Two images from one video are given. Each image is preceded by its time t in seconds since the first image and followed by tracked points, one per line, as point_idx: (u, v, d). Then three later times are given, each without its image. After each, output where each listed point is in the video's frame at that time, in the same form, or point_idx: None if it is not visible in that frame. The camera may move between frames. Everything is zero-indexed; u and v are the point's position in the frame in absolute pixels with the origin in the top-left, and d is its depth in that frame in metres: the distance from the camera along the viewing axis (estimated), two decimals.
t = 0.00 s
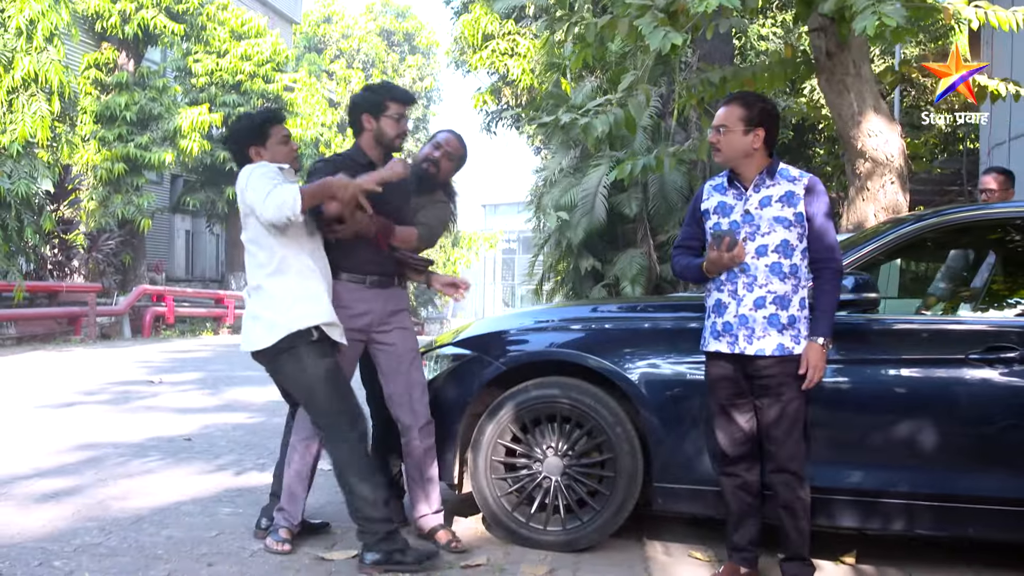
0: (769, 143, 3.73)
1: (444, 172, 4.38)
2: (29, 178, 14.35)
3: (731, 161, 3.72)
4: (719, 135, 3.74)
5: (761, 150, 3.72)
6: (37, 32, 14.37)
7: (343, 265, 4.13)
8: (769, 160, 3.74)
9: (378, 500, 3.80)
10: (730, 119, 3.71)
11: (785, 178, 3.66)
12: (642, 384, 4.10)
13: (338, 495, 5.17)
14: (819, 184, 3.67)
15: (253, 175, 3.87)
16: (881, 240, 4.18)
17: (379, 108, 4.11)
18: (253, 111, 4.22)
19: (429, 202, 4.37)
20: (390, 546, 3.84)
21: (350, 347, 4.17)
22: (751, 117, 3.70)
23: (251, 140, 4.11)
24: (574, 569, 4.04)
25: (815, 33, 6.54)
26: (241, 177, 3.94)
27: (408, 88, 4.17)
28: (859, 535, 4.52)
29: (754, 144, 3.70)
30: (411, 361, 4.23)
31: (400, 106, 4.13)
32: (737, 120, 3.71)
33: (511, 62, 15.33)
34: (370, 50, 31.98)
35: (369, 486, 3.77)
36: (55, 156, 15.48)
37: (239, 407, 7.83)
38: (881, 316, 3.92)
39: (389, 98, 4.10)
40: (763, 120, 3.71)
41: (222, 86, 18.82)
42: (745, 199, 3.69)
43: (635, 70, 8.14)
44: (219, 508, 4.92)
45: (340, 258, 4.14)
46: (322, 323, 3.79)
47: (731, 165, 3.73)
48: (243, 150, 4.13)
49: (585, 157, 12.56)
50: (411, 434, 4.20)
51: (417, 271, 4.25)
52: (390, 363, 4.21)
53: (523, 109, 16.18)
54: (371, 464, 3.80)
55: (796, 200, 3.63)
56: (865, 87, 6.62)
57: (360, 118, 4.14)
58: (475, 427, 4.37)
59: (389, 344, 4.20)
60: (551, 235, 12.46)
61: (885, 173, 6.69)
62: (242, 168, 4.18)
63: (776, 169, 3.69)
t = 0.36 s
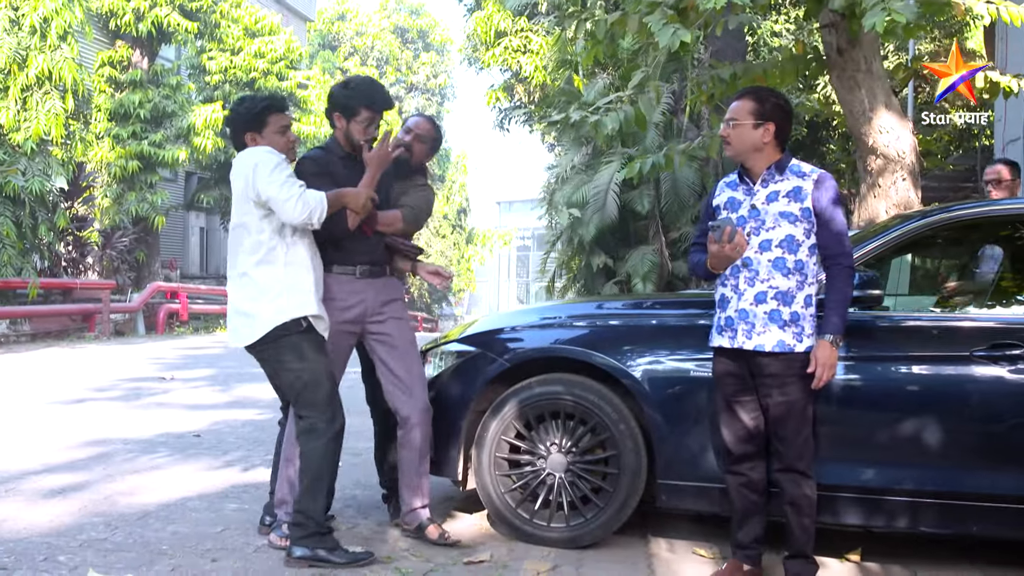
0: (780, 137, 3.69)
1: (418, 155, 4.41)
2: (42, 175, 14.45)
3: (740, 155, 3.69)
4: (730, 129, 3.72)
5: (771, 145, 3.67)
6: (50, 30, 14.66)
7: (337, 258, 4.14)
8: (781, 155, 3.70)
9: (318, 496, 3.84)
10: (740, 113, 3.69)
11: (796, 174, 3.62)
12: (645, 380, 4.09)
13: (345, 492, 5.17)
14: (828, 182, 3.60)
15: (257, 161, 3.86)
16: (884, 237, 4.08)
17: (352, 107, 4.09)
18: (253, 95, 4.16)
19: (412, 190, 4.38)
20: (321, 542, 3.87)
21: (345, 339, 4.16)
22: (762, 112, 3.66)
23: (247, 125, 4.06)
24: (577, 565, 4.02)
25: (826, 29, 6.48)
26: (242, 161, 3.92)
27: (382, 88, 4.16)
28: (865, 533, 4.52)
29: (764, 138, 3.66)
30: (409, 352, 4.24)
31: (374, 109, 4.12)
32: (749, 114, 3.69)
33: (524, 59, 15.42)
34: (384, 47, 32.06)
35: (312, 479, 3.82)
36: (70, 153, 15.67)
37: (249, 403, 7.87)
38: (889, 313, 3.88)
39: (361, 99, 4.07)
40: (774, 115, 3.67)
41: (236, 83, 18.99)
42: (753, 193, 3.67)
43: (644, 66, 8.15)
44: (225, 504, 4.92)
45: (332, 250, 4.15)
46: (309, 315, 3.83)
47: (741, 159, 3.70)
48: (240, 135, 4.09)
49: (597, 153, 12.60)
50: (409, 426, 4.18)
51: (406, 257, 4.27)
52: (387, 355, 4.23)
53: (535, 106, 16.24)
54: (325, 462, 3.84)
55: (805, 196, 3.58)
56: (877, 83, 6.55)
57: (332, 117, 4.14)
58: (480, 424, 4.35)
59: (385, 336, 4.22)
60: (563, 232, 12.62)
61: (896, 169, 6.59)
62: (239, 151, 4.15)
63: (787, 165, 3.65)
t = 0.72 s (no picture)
0: (792, 135, 3.64)
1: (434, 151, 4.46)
2: (54, 174, 14.47)
3: (752, 153, 3.64)
4: (742, 126, 3.67)
5: (784, 141, 3.62)
6: (62, 29, 14.94)
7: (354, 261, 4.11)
8: (794, 152, 3.64)
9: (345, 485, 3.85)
10: (753, 110, 3.63)
11: (808, 172, 3.57)
12: (648, 378, 4.07)
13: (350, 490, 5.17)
14: (843, 181, 3.55)
15: (268, 169, 3.87)
16: (892, 235, 4.03)
17: (379, 114, 4.04)
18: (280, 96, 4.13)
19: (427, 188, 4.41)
20: (339, 525, 3.87)
21: (361, 342, 4.14)
22: (775, 109, 3.61)
23: (267, 130, 4.03)
24: (580, 563, 4.00)
25: (835, 27, 6.40)
26: (256, 168, 3.93)
27: (416, 100, 4.09)
28: (872, 532, 4.50)
29: (776, 136, 3.61)
30: (422, 354, 4.23)
31: (401, 119, 4.04)
32: (761, 111, 3.63)
33: (534, 57, 15.52)
34: (395, 46, 32.11)
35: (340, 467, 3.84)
36: (81, 151, 15.84)
37: (257, 401, 7.90)
38: (896, 312, 3.85)
39: (389, 108, 4.02)
40: (787, 113, 3.62)
41: (247, 82, 19.16)
42: (765, 191, 3.63)
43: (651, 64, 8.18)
44: (230, 502, 4.92)
45: (351, 253, 4.12)
46: (319, 317, 3.82)
47: (753, 157, 3.65)
48: (260, 139, 4.07)
49: (607, 152, 12.63)
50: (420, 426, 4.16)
51: (424, 264, 4.28)
52: (400, 357, 4.21)
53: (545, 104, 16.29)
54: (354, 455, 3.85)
55: (816, 194, 3.53)
56: (886, 81, 6.50)
57: (362, 120, 4.12)
58: (484, 422, 4.34)
59: (398, 338, 4.20)
60: (572, 230, 12.65)
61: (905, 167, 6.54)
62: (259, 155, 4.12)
63: (799, 163, 3.59)
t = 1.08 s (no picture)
0: (798, 133, 3.61)
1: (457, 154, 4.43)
2: (58, 173, 14.47)
3: (757, 152, 3.63)
4: (747, 124, 3.66)
5: (789, 139, 3.60)
6: (65, 28, 14.97)
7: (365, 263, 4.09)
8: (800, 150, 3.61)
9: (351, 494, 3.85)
10: (758, 109, 3.62)
11: (814, 170, 3.55)
12: (647, 377, 4.07)
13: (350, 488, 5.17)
14: (848, 179, 3.53)
15: (283, 173, 3.85)
16: (892, 232, 4.02)
17: (395, 105, 4.07)
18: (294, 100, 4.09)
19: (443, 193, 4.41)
20: (354, 536, 3.87)
21: (370, 342, 4.12)
22: (780, 108, 3.60)
23: (284, 132, 4.00)
24: (580, 562, 4.00)
25: (837, 26, 6.41)
26: (269, 171, 3.92)
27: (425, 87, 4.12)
28: (873, 531, 4.49)
29: (780, 134, 3.59)
30: (430, 355, 4.22)
31: (415, 104, 4.08)
32: (766, 110, 3.61)
33: (538, 56, 15.58)
34: (399, 45, 32.11)
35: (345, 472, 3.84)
36: (85, 151, 15.93)
37: (260, 399, 7.92)
38: (897, 311, 3.84)
39: (405, 97, 4.04)
40: (793, 112, 3.60)
41: (251, 81, 19.25)
42: (769, 190, 3.61)
43: (652, 63, 8.19)
44: (231, 500, 4.93)
45: (361, 253, 4.09)
46: (321, 318, 3.82)
47: (759, 156, 3.64)
48: (274, 141, 4.04)
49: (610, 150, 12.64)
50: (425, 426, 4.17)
51: (435, 266, 4.30)
52: (409, 357, 4.20)
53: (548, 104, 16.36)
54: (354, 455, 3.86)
55: (821, 193, 3.51)
56: (889, 79, 6.46)
57: (377, 118, 4.12)
58: (483, 421, 4.34)
59: (408, 339, 4.19)
60: (575, 229, 12.65)
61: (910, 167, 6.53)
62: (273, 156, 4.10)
63: (804, 162, 3.57)
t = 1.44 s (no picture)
0: (806, 131, 3.61)
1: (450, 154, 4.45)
2: (58, 171, 14.44)
3: (764, 147, 3.62)
4: (758, 117, 3.65)
5: (797, 137, 3.60)
6: (65, 27, 14.98)
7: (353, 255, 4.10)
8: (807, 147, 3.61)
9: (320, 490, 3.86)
10: (769, 102, 3.62)
11: (818, 169, 3.53)
12: (645, 375, 4.06)
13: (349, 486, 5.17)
14: (849, 176, 3.51)
15: (277, 165, 3.86)
16: (892, 229, 4.01)
17: (388, 99, 4.10)
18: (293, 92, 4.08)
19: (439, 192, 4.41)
20: (323, 532, 3.89)
21: (356, 337, 4.12)
22: (791, 104, 3.60)
23: (281, 124, 3.97)
24: (579, 560, 4.00)
25: (837, 24, 6.40)
26: (265, 163, 3.92)
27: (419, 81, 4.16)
28: (873, 530, 4.49)
29: (789, 131, 3.59)
30: (413, 351, 4.21)
31: (410, 96, 4.11)
32: (778, 105, 3.61)
33: (538, 54, 15.62)
34: (399, 43, 32.08)
35: (318, 470, 3.85)
36: (85, 149, 15.94)
37: (259, 397, 7.92)
38: (897, 308, 3.83)
39: (397, 90, 4.08)
40: (803, 109, 3.60)
41: (251, 79, 19.27)
42: (771, 188, 3.60)
43: (651, 61, 8.20)
44: (230, 498, 4.92)
45: (351, 248, 4.10)
46: (309, 309, 3.84)
47: (765, 151, 3.62)
48: (272, 132, 4.02)
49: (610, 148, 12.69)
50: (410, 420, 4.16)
51: (424, 263, 4.31)
52: (396, 352, 4.19)
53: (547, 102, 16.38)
54: (329, 451, 3.86)
55: (824, 192, 3.50)
56: (889, 78, 6.45)
57: (372, 113, 4.15)
58: (482, 419, 4.34)
59: (394, 334, 4.18)
60: (575, 227, 12.66)
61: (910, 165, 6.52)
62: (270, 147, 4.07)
63: (808, 160, 3.55)
